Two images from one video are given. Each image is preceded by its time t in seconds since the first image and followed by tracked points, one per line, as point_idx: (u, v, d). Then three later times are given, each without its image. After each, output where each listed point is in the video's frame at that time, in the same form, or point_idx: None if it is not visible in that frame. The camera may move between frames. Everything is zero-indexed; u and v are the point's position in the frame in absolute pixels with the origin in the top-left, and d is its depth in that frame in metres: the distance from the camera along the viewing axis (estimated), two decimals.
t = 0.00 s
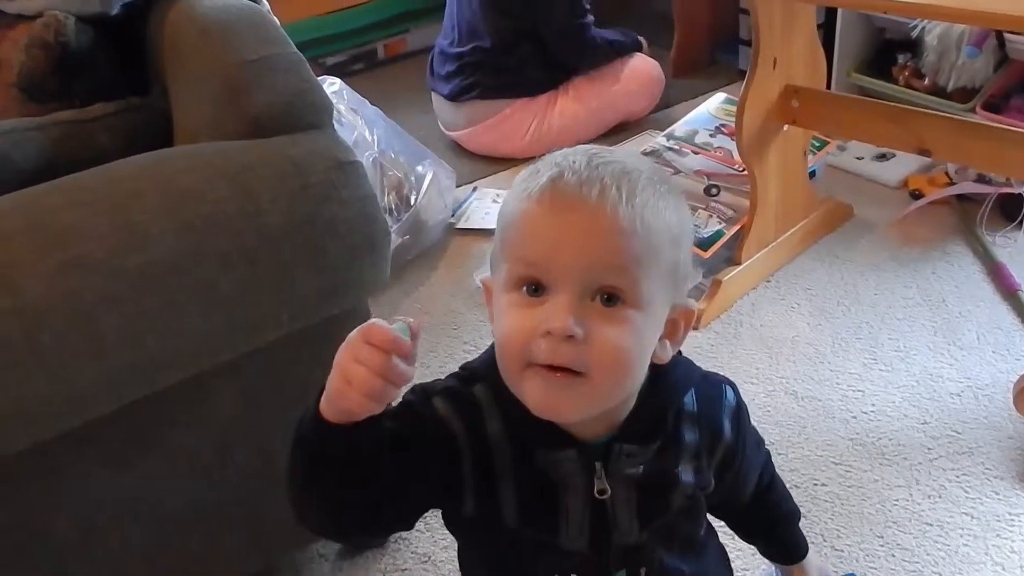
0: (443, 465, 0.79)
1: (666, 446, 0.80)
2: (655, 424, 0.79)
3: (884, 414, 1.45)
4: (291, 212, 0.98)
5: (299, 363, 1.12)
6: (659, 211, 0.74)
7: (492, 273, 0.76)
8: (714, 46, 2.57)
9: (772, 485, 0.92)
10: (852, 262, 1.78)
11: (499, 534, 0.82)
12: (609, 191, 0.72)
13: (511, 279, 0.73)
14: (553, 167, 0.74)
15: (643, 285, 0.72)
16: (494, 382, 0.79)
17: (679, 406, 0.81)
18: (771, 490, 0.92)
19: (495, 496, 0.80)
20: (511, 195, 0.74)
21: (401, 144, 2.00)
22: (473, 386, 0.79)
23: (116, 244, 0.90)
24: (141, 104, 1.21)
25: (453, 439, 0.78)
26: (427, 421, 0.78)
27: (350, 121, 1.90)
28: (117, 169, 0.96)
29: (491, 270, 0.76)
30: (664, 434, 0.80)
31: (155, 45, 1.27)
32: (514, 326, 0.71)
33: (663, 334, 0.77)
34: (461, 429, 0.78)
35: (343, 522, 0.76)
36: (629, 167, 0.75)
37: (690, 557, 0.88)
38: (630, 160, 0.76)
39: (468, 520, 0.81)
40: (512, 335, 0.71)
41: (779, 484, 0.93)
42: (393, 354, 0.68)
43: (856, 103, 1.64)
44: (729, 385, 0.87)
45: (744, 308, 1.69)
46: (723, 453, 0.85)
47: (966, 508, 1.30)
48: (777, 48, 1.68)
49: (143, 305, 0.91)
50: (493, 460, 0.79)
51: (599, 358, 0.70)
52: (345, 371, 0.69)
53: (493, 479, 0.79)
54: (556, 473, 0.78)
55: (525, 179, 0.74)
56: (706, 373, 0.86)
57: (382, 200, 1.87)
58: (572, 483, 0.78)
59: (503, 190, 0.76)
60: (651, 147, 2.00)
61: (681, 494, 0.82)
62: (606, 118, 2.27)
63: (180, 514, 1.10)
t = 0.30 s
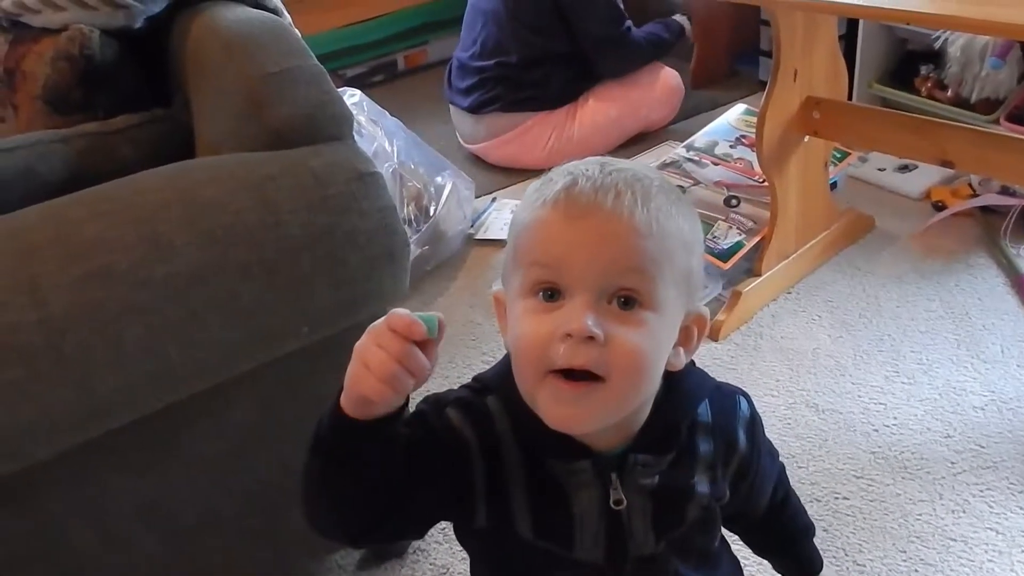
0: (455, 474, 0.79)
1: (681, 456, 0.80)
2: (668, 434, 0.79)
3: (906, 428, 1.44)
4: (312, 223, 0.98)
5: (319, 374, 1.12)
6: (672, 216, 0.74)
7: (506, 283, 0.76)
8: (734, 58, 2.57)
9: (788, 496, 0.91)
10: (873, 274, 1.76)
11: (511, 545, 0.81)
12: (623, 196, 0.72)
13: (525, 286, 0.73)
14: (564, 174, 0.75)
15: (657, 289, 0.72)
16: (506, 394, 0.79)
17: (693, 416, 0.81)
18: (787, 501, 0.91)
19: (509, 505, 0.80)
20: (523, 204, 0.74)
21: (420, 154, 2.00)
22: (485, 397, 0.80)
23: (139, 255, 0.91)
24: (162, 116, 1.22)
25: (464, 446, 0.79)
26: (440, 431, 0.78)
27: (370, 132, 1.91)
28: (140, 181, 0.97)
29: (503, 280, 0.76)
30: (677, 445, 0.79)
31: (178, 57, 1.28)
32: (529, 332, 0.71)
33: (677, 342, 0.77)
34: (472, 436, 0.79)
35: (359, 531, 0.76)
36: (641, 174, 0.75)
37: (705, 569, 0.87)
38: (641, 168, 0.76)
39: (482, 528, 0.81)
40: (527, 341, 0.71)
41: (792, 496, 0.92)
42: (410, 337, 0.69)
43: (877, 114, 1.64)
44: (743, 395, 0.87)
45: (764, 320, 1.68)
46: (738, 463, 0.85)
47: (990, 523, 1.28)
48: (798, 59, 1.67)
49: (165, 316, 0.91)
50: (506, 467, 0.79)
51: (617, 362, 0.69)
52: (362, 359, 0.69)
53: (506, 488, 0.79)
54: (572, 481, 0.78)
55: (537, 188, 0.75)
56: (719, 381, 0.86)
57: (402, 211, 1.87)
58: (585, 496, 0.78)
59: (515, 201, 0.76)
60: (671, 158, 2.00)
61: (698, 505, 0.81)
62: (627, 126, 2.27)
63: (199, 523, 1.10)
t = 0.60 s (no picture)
0: (471, 476, 0.78)
1: (696, 456, 0.80)
2: (684, 433, 0.79)
3: (919, 434, 1.43)
4: (324, 227, 0.99)
5: (331, 378, 1.12)
6: (687, 217, 0.73)
7: (522, 285, 0.76)
8: (747, 64, 2.57)
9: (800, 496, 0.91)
10: (887, 280, 1.76)
11: (525, 545, 0.81)
12: (639, 197, 0.72)
13: (541, 288, 0.73)
14: (580, 176, 0.75)
15: (675, 288, 0.72)
16: (521, 395, 0.79)
17: (708, 416, 0.81)
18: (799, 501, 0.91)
19: (528, 508, 0.79)
20: (538, 205, 0.74)
21: (432, 159, 2.01)
22: (502, 398, 0.80)
23: (152, 259, 0.91)
24: (177, 120, 1.22)
25: (484, 449, 0.78)
26: (461, 431, 0.77)
27: (382, 137, 1.92)
28: (153, 185, 0.98)
29: (519, 282, 0.76)
30: (694, 444, 0.79)
31: (192, 62, 1.29)
32: (546, 333, 0.71)
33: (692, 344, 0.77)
34: (490, 438, 0.78)
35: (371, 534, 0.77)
36: (657, 176, 0.75)
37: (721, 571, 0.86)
38: (656, 170, 0.76)
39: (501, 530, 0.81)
40: (544, 342, 0.71)
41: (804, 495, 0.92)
42: (432, 315, 0.69)
43: (891, 120, 1.63)
44: (756, 395, 0.86)
45: (777, 326, 1.68)
46: (752, 463, 0.84)
47: (1004, 531, 1.27)
48: (811, 66, 1.67)
49: (177, 319, 0.92)
50: (523, 468, 0.78)
51: (636, 361, 0.69)
52: (383, 341, 0.69)
53: (525, 491, 0.78)
54: (589, 483, 0.78)
55: (552, 189, 0.75)
56: (731, 381, 0.86)
57: (413, 216, 1.87)
58: (602, 497, 0.78)
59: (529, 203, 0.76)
60: (683, 163, 1.99)
61: (714, 504, 0.81)
62: (638, 133, 2.26)
63: (211, 526, 1.11)
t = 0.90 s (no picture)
0: (478, 464, 0.78)
1: (700, 441, 0.80)
2: (688, 418, 0.78)
3: (921, 432, 1.43)
4: (324, 223, 0.98)
5: (333, 375, 1.12)
6: (705, 212, 0.73)
7: (533, 279, 0.75)
8: (750, 62, 2.56)
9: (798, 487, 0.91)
10: (889, 278, 1.75)
11: (529, 533, 0.80)
12: (663, 195, 0.71)
13: (561, 287, 0.72)
14: (599, 169, 0.73)
15: (696, 285, 0.72)
16: (527, 381, 0.78)
17: (710, 404, 0.80)
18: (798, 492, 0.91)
19: (533, 495, 0.78)
20: (553, 199, 0.73)
21: (434, 156, 2.00)
22: (506, 386, 0.79)
23: (151, 255, 0.91)
24: (178, 117, 1.22)
25: (489, 436, 0.78)
26: (466, 417, 0.77)
27: (383, 134, 1.92)
28: (154, 181, 0.97)
29: (529, 274, 0.75)
30: (698, 430, 0.79)
31: (193, 58, 1.29)
32: (571, 332, 0.71)
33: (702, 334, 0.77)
34: (494, 424, 0.78)
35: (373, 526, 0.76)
36: (669, 167, 0.73)
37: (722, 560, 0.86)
38: (667, 159, 0.75)
39: (504, 518, 0.80)
40: (569, 341, 0.71)
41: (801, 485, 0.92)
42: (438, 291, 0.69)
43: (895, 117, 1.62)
44: (757, 385, 0.86)
45: (778, 323, 1.68)
46: (753, 450, 0.84)
47: (1006, 529, 1.27)
48: (813, 62, 1.67)
49: (178, 316, 0.91)
50: (527, 454, 0.78)
51: (665, 359, 0.70)
52: (390, 318, 0.70)
53: (529, 477, 0.78)
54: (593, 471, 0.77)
55: (568, 183, 0.73)
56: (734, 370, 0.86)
57: (414, 213, 1.87)
58: (605, 483, 0.77)
59: (540, 195, 0.74)
60: (685, 161, 1.99)
61: (716, 490, 0.81)
62: (640, 133, 2.26)
63: (212, 523, 1.10)
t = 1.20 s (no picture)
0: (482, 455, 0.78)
1: (693, 421, 0.80)
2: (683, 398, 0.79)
3: (912, 427, 1.43)
4: (317, 214, 0.98)
5: (325, 366, 1.12)
6: (725, 216, 0.71)
7: (542, 281, 0.72)
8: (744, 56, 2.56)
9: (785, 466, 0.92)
10: (880, 273, 1.76)
11: (530, 513, 0.81)
12: (694, 207, 0.69)
13: (593, 307, 0.70)
14: (627, 182, 0.69)
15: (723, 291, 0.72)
16: (524, 367, 0.79)
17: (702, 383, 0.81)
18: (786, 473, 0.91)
19: (534, 481, 0.79)
20: (581, 216, 0.69)
21: (427, 149, 2.00)
22: (501, 373, 0.79)
23: (143, 245, 0.91)
24: (171, 107, 1.22)
25: (489, 425, 0.77)
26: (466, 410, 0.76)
27: (377, 126, 1.92)
28: (146, 171, 0.97)
29: (538, 279, 0.72)
30: (691, 408, 0.80)
31: (185, 48, 1.28)
32: (605, 351, 0.70)
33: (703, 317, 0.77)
34: (493, 412, 0.77)
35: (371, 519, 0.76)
36: (682, 165, 0.70)
37: (715, 536, 0.87)
38: (676, 153, 0.72)
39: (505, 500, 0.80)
40: (604, 359, 0.71)
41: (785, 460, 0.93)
42: (445, 286, 0.69)
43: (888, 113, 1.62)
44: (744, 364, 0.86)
45: (770, 317, 1.68)
46: (743, 428, 0.84)
47: (994, 523, 1.28)
48: (807, 57, 1.67)
49: (169, 307, 0.91)
50: (527, 439, 0.78)
51: (700, 368, 0.72)
52: (395, 308, 0.70)
53: (530, 462, 0.78)
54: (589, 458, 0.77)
55: (595, 198, 0.69)
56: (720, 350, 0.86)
57: (407, 206, 1.87)
58: (603, 466, 0.78)
59: (558, 205, 0.70)
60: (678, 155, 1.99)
61: (710, 469, 0.81)
62: (636, 125, 2.26)
63: (205, 514, 1.10)
